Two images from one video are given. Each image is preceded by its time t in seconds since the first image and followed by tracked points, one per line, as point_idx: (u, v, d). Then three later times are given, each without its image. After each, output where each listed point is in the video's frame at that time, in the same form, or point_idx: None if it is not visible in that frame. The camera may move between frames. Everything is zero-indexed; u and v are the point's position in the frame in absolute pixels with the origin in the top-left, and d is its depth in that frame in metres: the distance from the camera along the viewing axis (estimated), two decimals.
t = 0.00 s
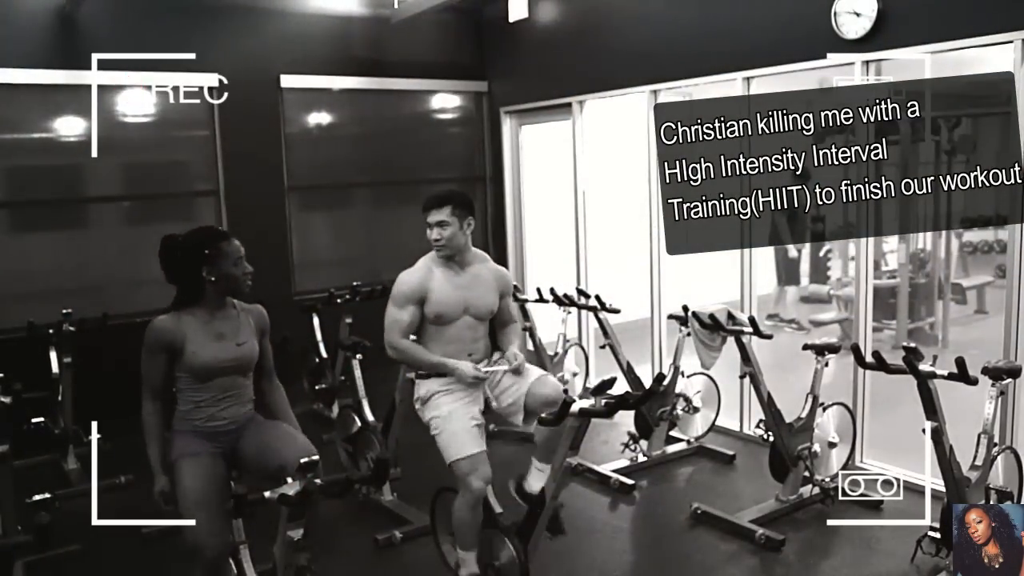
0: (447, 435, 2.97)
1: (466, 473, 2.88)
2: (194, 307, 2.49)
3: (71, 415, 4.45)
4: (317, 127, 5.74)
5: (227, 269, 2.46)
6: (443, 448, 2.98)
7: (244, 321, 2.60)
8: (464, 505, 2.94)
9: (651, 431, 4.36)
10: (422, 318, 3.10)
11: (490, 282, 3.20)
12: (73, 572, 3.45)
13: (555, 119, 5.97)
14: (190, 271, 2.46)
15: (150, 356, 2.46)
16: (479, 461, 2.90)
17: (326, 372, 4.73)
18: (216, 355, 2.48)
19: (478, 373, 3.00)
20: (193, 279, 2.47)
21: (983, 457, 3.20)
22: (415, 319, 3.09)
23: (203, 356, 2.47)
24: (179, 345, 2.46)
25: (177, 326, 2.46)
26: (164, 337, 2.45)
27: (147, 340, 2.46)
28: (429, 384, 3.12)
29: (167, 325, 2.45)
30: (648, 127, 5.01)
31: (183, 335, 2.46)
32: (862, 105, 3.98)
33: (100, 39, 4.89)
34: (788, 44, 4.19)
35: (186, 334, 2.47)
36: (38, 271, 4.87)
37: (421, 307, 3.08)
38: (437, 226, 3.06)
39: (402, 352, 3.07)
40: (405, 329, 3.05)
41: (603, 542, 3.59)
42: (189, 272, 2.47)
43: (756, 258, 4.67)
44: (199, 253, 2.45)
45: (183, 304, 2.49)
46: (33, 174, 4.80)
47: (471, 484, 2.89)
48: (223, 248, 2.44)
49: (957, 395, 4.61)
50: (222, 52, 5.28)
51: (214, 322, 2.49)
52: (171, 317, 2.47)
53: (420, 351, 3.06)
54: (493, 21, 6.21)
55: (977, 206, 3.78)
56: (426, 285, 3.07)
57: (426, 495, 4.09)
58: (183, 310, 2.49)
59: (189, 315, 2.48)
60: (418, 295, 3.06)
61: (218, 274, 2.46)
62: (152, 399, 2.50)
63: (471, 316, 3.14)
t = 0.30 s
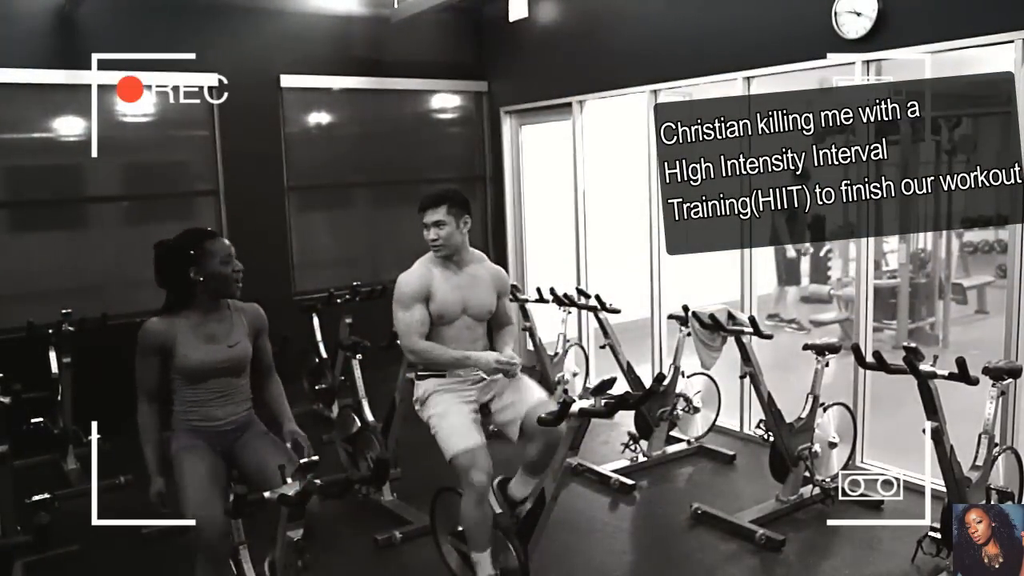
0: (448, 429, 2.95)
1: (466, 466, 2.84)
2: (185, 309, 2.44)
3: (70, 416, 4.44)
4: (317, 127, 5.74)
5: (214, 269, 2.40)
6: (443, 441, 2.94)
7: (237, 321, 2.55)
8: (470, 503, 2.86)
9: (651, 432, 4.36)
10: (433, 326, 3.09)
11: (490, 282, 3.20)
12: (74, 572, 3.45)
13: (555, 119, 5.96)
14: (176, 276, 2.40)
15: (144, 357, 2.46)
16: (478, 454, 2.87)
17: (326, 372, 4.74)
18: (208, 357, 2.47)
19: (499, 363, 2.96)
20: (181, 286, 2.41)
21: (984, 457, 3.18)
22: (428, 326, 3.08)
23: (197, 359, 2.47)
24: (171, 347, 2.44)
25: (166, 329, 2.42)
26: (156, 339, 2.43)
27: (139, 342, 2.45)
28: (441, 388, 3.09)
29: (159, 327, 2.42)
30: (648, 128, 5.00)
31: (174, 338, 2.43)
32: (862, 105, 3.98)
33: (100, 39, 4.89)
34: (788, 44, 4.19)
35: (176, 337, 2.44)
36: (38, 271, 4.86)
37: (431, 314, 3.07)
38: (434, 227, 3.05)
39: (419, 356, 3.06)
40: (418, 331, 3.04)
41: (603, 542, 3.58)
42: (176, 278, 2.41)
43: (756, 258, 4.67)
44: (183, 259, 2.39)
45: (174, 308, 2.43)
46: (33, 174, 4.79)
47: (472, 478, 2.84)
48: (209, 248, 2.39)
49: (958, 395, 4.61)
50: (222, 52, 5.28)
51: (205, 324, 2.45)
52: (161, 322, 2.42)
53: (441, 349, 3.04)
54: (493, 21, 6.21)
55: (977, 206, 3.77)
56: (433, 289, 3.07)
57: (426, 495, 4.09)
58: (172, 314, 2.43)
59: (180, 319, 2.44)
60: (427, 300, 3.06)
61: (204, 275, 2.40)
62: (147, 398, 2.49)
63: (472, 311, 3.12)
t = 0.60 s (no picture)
0: (446, 412, 2.94)
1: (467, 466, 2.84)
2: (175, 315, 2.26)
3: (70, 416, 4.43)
4: (316, 126, 5.73)
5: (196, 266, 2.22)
6: (442, 422, 2.92)
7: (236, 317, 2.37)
8: (476, 477, 2.79)
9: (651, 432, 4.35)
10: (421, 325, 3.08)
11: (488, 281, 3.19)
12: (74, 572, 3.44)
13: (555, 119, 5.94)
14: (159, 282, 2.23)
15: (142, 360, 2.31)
16: (480, 427, 2.85)
17: (325, 372, 4.73)
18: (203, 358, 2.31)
19: (482, 361, 3.02)
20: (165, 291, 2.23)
21: (985, 457, 3.12)
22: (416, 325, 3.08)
23: (192, 356, 2.31)
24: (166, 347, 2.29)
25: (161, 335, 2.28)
26: (153, 345, 2.29)
27: (138, 347, 2.32)
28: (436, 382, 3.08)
29: (154, 332, 2.27)
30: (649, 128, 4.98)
31: (170, 342, 2.28)
32: (863, 106, 3.97)
33: (99, 39, 4.88)
34: (789, 43, 4.17)
35: (170, 338, 2.28)
36: (37, 271, 4.85)
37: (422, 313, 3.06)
38: (429, 226, 3.05)
39: (404, 355, 3.07)
40: (405, 331, 3.05)
41: (603, 543, 3.57)
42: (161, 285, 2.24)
43: (756, 258, 4.65)
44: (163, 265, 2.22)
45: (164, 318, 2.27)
46: (32, 173, 4.79)
47: (477, 450, 2.80)
48: (186, 247, 2.19)
49: (959, 395, 4.60)
50: (222, 52, 5.28)
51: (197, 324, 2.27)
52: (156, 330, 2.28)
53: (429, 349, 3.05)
54: (493, 21, 6.20)
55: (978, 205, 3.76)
56: (426, 290, 3.06)
57: (426, 495, 4.08)
58: (162, 324, 2.28)
59: (170, 326, 2.28)
60: (421, 300, 3.06)
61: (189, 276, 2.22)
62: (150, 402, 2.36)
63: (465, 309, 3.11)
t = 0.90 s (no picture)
0: (447, 417, 2.93)
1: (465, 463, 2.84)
2: (256, 343, 2.31)
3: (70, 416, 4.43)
4: (317, 127, 5.74)
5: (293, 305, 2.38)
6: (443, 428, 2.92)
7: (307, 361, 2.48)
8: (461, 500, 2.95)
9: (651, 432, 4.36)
10: (450, 331, 3.03)
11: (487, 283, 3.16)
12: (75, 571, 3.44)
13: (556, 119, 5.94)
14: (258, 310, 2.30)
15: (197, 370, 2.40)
16: (478, 442, 2.85)
17: (326, 372, 4.74)
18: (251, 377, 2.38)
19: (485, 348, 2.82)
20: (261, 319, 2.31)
21: (985, 457, 3.12)
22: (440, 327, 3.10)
23: (256, 373, 2.36)
24: (240, 363, 2.37)
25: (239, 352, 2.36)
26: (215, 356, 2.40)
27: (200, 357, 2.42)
28: (443, 378, 3.05)
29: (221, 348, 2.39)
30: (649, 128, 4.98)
31: (245, 359, 2.35)
32: (863, 106, 3.96)
33: (99, 39, 4.88)
34: (790, 43, 4.17)
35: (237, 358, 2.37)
36: (37, 271, 4.85)
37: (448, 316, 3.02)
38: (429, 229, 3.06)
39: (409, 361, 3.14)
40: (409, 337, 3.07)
41: (603, 543, 3.57)
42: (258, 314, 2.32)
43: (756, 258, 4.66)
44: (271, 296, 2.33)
45: (246, 342, 2.33)
46: (32, 174, 4.79)
47: (475, 463, 2.83)
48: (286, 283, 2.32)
49: (959, 394, 4.61)
50: (222, 52, 5.28)
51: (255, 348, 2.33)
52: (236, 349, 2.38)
53: (447, 342, 3.07)
54: (494, 21, 6.21)
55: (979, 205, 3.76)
56: (460, 293, 2.95)
57: (425, 495, 4.09)
58: (242, 344, 2.35)
59: (250, 347, 2.33)
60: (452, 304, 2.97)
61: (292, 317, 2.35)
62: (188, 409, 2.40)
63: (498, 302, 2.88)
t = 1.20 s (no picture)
0: (454, 441, 2.90)
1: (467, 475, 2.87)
2: (247, 341, 2.27)
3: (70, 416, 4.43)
4: (317, 127, 5.74)
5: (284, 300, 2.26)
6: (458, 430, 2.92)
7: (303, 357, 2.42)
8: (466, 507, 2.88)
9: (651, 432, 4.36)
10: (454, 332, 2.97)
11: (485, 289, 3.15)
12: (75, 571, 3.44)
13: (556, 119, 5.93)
14: (245, 311, 2.22)
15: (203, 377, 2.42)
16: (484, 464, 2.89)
17: (325, 372, 4.74)
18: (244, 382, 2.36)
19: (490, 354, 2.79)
20: (250, 320, 2.22)
21: (985, 457, 3.12)
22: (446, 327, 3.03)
23: (246, 370, 2.36)
24: (230, 361, 2.38)
25: (229, 349, 2.35)
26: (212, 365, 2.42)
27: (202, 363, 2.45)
28: (447, 393, 2.97)
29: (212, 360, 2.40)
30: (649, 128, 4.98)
31: (233, 356, 2.35)
32: (863, 106, 3.96)
33: (100, 39, 4.89)
34: (790, 43, 4.17)
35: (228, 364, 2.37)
36: (38, 271, 4.85)
37: (451, 317, 2.96)
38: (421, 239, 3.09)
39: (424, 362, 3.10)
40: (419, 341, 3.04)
41: (603, 543, 3.56)
42: (248, 314, 2.23)
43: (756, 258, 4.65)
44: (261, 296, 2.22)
45: (236, 339, 2.29)
46: (32, 174, 4.79)
47: (473, 486, 2.87)
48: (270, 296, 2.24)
49: (960, 395, 4.60)
50: (222, 53, 5.28)
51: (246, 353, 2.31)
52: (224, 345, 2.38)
53: (453, 349, 2.98)
54: (493, 21, 6.21)
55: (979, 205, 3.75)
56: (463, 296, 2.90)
57: (425, 495, 4.08)
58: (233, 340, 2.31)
59: (240, 344, 2.30)
60: (456, 306, 2.91)
61: (285, 316, 2.24)
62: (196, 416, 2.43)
63: (503, 304, 2.84)
